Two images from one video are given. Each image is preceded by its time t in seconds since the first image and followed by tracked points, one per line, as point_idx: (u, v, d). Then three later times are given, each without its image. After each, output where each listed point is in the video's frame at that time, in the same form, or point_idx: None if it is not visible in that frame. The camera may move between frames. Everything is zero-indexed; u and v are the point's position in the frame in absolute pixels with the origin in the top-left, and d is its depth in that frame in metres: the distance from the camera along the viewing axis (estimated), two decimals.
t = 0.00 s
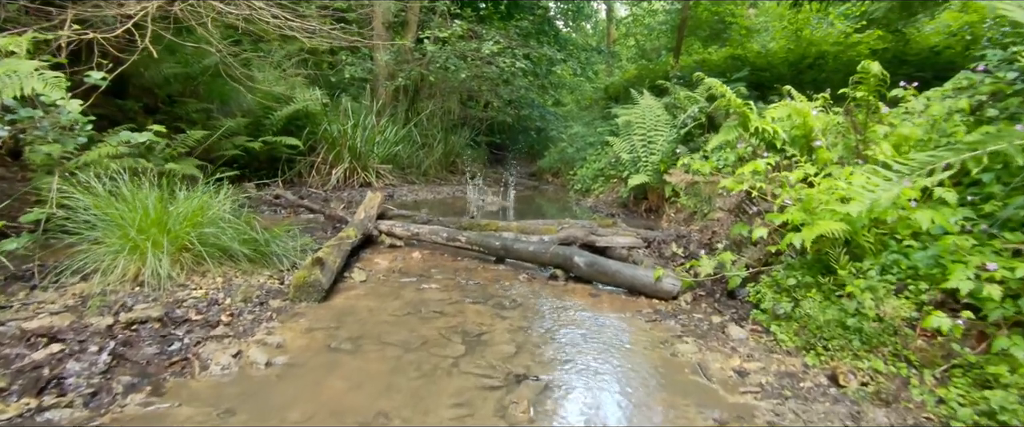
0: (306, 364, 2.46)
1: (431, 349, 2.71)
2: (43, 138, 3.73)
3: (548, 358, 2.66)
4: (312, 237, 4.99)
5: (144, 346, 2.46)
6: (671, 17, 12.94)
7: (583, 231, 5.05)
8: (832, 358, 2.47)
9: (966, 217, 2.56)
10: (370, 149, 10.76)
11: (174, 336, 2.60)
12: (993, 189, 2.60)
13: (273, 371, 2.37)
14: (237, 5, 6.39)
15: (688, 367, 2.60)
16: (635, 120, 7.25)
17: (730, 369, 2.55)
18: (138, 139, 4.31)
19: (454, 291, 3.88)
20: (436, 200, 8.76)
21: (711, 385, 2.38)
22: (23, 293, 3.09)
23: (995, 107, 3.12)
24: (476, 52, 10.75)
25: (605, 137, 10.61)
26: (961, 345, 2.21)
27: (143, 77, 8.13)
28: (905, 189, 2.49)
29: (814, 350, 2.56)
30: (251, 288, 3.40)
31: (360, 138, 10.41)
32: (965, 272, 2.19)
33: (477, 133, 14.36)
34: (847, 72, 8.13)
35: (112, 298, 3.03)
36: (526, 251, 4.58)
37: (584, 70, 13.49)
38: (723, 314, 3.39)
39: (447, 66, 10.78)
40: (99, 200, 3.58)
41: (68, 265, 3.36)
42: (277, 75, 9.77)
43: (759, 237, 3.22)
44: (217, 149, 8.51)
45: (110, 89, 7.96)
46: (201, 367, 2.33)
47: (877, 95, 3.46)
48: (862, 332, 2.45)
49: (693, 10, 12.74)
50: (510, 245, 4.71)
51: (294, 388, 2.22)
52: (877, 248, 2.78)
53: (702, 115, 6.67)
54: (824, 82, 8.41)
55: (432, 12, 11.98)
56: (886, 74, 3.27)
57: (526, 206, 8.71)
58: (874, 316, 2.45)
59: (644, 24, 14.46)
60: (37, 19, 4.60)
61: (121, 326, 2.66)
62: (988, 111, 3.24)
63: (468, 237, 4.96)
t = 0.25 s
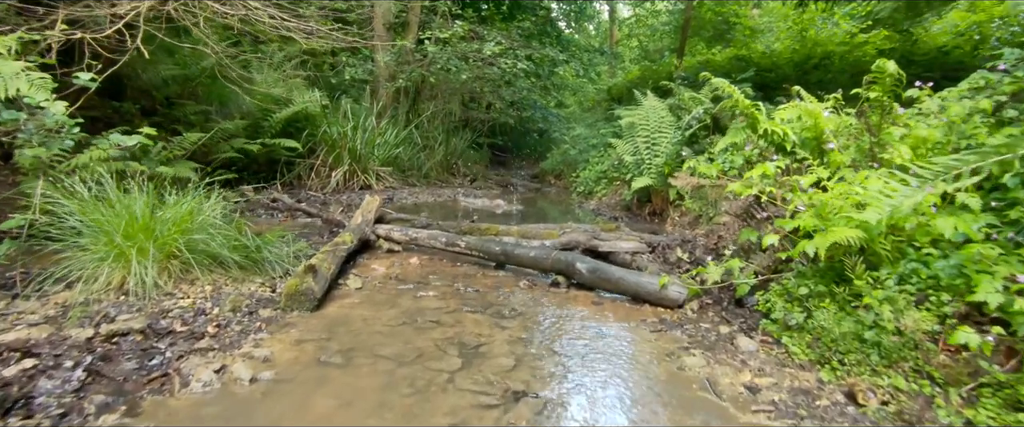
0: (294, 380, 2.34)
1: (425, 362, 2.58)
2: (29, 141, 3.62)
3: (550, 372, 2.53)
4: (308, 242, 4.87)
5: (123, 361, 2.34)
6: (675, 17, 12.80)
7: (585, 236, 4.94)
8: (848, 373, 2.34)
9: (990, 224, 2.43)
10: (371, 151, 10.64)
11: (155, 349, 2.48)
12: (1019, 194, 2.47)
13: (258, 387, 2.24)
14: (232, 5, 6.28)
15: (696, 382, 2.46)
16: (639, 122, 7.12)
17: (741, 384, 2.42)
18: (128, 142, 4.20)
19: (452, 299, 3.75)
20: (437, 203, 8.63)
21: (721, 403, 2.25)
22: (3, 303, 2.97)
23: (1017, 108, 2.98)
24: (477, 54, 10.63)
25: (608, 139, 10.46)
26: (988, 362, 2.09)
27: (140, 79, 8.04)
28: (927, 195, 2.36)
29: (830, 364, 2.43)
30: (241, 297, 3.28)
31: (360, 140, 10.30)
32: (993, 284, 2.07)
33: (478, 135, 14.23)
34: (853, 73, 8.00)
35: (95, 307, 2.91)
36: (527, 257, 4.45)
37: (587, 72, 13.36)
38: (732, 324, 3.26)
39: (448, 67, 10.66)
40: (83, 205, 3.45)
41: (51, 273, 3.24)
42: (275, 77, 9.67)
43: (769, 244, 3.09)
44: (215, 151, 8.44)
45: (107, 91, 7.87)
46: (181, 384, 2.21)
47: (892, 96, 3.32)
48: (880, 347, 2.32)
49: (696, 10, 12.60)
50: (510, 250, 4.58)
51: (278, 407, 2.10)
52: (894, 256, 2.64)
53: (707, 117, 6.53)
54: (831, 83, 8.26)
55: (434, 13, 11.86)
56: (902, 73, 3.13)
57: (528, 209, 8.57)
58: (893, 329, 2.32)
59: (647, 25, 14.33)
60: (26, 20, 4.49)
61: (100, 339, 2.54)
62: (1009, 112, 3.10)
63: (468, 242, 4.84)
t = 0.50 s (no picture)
0: (282, 394, 2.23)
1: (421, 375, 2.47)
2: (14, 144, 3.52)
3: (552, 385, 2.42)
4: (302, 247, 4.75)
5: (102, 375, 2.24)
6: (677, 18, 12.69)
7: (588, 240, 4.84)
8: (865, 388, 2.23)
9: (1014, 232, 2.32)
10: (371, 153, 10.54)
11: (138, 362, 2.38)
12: None
13: (243, 403, 2.13)
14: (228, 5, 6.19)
15: (703, 397, 2.34)
16: (642, 123, 7.00)
17: (751, 399, 2.30)
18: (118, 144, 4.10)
19: (450, 306, 3.64)
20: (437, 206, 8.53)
21: (730, 419, 2.14)
22: None
23: None
24: (478, 54, 10.52)
25: (611, 141, 10.35)
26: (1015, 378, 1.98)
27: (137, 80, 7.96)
28: (950, 200, 2.28)
29: (845, 377, 2.32)
30: (231, 305, 3.17)
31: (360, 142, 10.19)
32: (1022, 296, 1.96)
33: (479, 136, 14.13)
34: (858, 74, 7.87)
35: (78, 316, 2.80)
36: (528, 262, 4.34)
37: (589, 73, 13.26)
38: (740, 334, 3.13)
39: (449, 68, 10.56)
40: (69, 209, 3.35)
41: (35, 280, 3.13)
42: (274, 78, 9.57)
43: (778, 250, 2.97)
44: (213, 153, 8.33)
45: (104, 93, 7.79)
46: (162, 400, 2.10)
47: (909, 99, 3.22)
48: (899, 360, 2.22)
49: (699, 11, 12.50)
50: (510, 255, 4.47)
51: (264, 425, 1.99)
52: (912, 264, 2.54)
53: (711, 118, 6.42)
54: (836, 83, 8.14)
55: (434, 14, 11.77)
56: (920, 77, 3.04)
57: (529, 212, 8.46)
58: (913, 342, 2.21)
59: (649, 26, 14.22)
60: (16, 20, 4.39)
61: (81, 351, 2.43)
62: None
63: (467, 247, 4.72)
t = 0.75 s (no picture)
0: (266, 411, 2.09)
1: (415, 390, 2.33)
2: None
3: (557, 400, 2.29)
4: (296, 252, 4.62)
5: (73, 392, 2.10)
6: (681, 18, 12.55)
7: (591, 244, 4.72)
8: (891, 406, 2.10)
9: None
10: (370, 155, 10.41)
11: (113, 375, 2.24)
12: None
13: (222, 421, 1.99)
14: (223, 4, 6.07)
15: (715, 415, 2.19)
16: (646, 124, 6.86)
17: (766, 417, 2.15)
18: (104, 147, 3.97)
19: (448, 314, 3.50)
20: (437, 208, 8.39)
21: None
22: None
23: None
24: (479, 55, 10.40)
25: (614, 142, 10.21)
26: None
27: (134, 80, 7.85)
28: (984, 206, 2.14)
29: (868, 393, 2.19)
30: (218, 313, 3.02)
31: (359, 144, 10.06)
32: None
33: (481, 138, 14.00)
34: (865, 74, 7.73)
35: (54, 326, 2.66)
36: (529, 267, 4.19)
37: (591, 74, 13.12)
38: (751, 344, 2.98)
39: (450, 68, 10.43)
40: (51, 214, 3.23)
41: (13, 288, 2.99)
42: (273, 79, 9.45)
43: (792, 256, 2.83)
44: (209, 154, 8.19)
45: (100, 93, 7.68)
46: (135, 419, 1.96)
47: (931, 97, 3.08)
48: (927, 376, 2.09)
49: (702, 11, 12.38)
50: (511, 260, 4.32)
51: None
52: (938, 272, 2.41)
53: (717, 119, 6.27)
54: (842, 84, 7.99)
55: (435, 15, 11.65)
56: (944, 76, 2.91)
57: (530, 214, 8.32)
58: (942, 357, 2.09)
59: (652, 26, 14.12)
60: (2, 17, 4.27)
61: (53, 365, 2.29)
62: None
63: (467, 251, 4.58)
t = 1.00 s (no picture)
0: None
1: (408, 406, 2.18)
2: None
3: (568, 417, 2.16)
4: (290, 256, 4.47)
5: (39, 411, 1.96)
6: (684, 18, 12.41)
7: (594, 248, 4.58)
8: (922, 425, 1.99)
9: None
10: (370, 156, 10.26)
11: (83, 392, 2.11)
12: None
13: None
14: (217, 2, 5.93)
15: None
16: (651, 124, 6.71)
17: None
18: (91, 145, 3.83)
19: (445, 322, 3.35)
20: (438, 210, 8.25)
21: None
22: None
23: None
24: (480, 54, 10.27)
25: (617, 143, 10.06)
26: None
27: (129, 80, 7.74)
28: None
29: (894, 409, 2.08)
30: (202, 323, 2.88)
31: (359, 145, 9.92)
32: None
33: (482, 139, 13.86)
34: (874, 73, 7.58)
35: (27, 336, 2.53)
36: (530, 273, 4.04)
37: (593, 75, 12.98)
38: (765, 356, 2.83)
39: (450, 68, 10.29)
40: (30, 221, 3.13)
41: None
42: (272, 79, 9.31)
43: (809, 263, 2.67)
44: (205, 155, 8.05)
45: (94, 93, 7.56)
46: None
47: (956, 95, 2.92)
48: (961, 395, 1.99)
49: (706, 10, 12.10)
50: (511, 264, 4.17)
51: None
52: (966, 280, 2.30)
53: (724, 119, 6.12)
54: (849, 84, 7.84)
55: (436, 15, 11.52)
56: (970, 72, 2.76)
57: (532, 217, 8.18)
58: (978, 375, 1.99)
59: (655, 26, 13.78)
60: None
61: (20, 382, 2.15)
62: None
63: (466, 255, 4.43)
